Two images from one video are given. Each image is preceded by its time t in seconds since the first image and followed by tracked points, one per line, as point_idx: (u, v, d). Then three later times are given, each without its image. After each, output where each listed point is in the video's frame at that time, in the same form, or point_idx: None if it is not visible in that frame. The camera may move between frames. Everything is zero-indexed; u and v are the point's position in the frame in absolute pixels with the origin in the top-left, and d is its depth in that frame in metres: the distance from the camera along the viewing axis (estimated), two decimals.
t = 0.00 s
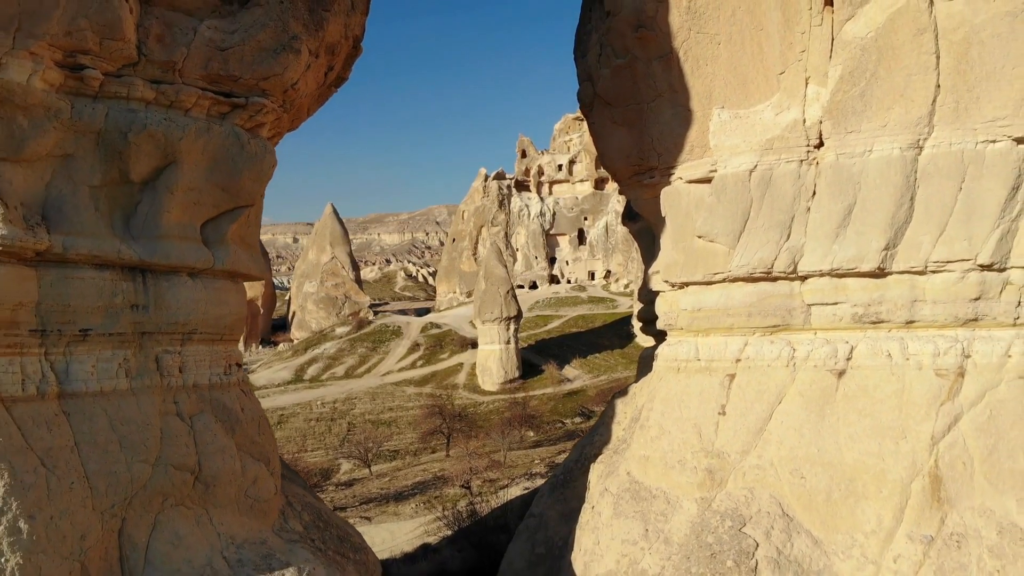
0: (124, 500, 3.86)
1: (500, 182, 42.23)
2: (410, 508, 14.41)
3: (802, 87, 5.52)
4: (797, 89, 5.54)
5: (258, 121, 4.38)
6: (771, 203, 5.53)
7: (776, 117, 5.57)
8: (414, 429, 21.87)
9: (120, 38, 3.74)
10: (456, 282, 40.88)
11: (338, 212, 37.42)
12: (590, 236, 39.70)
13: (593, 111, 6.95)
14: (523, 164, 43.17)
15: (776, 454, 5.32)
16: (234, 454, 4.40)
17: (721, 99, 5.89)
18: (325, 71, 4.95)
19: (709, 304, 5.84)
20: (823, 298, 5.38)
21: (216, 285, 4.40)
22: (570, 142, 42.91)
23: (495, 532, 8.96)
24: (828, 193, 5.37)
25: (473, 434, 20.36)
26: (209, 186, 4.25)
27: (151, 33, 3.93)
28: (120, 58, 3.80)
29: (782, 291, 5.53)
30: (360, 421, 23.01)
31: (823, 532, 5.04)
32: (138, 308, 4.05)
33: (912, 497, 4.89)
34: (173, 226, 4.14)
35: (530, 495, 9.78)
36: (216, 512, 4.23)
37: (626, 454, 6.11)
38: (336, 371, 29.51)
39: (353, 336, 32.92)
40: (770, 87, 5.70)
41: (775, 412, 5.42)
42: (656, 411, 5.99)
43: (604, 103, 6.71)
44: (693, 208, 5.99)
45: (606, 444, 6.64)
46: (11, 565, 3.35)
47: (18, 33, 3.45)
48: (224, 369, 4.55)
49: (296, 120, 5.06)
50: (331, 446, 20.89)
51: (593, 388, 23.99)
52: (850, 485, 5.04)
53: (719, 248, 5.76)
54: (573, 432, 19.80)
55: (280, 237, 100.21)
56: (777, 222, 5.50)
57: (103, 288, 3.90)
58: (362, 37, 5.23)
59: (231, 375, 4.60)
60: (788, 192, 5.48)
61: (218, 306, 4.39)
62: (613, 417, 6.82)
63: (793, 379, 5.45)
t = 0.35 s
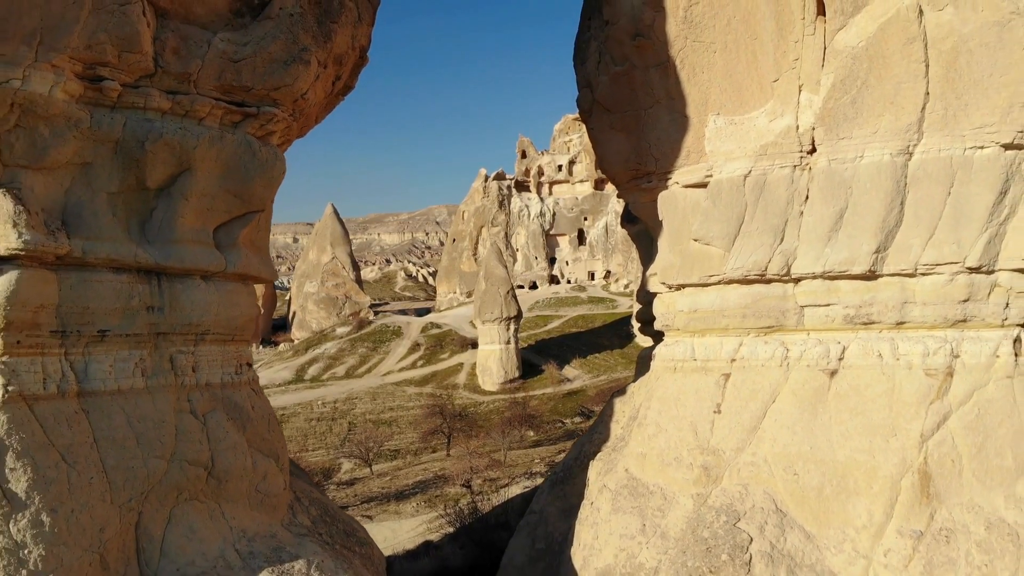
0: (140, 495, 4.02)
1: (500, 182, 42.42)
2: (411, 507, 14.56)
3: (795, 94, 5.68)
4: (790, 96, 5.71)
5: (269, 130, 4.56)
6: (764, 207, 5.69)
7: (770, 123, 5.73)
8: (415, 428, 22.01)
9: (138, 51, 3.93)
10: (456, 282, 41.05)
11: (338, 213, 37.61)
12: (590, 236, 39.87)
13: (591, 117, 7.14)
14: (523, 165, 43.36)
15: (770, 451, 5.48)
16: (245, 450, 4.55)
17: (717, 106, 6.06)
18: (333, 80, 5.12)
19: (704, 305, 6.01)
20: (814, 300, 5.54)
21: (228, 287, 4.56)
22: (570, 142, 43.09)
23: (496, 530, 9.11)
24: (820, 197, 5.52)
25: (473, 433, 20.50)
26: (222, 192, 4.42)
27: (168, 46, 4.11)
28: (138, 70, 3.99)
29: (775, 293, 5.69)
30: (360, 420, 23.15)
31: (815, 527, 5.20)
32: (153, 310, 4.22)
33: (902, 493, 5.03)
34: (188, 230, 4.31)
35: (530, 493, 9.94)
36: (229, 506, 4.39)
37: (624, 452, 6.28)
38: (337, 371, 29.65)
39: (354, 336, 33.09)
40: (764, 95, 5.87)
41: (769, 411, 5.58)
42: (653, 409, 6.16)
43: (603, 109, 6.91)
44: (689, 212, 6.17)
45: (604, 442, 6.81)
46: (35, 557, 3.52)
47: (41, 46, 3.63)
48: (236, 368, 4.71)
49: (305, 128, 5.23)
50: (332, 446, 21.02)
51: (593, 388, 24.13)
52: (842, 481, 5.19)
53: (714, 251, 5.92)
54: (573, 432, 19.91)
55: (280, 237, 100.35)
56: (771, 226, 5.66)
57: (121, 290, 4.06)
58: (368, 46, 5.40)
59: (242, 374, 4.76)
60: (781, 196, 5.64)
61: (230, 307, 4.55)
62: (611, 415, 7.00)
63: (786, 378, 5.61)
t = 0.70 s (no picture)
0: (157, 489, 4.18)
1: (500, 182, 42.61)
2: (413, 506, 14.72)
3: (788, 101, 5.85)
4: (783, 103, 5.88)
5: (280, 139, 4.76)
6: (758, 211, 5.86)
7: (763, 130, 5.91)
8: (415, 428, 22.18)
9: (155, 64, 4.12)
10: (456, 282, 41.23)
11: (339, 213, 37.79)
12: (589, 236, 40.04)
13: (590, 123, 7.31)
14: (523, 166, 43.57)
15: (763, 448, 5.65)
16: (256, 447, 4.73)
17: (712, 113, 6.25)
18: (341, 90, 5.34)
19: (700, 306, 6.19)
20: (806, 301, 5.71)
21: (240, 290, 4.74)
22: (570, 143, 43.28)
23: (497, 526, 9.28)
24: (813, 202, 5.69)
25: (473, 433, 20.65)
26: (235, 199, 4.62)
27: (184, 59, 4.30)
28: (155, 82, 4.18)
29: (769, 295, 5.85)
30: (361, 420, 23.31)
31: (807, 521, 5.36)
32: (169, 311, 4.40)
33: (892, 489, 5.18)
34: (202, 235, 4.50)
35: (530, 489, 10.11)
36: (240, 500, 4.56)
37: (622, 449, 6.46)
38: (337, 371, 29.80)
39: (354, 336, 33.25)
40: (758, 102, 6.05)
41: (763, 409, 5.76)
42: (650, 407, 6.34)
43: (601, 115, 7.09)
44: (685, 216, 6.35)
45: (602, 440, 6.98)
46: (58, 548, 3.65)
47: (64, 60, 3.81)
48: (247, 368, 4.89)
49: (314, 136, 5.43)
50: (333, 445, 21.17)
51: (593, 388, 24.29)
52: (833, 477, 5.36)
53: (709, 254, 6.10)
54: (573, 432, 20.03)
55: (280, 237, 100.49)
56: (764, 229, 5.83)
57: (138, 293, 4.23)
58: (373, 56, 5.58)
59: (253, 373, 4.94)
60: (774, 200, 5.81)
61: (242, 309, 4.74)
62: (609, 414, 7.17)
63: (780, 377, 5.78)
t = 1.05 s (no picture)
0: (171, 483, 4.34)
1: (501, 183, 42.79)
2: (413, 504, 14.88)
3: (781, 107, 6.02)
4: (776, 109, 6.05)
5: (289, 145, 4.95)
6: (752, 214, 6.03)
7: (758, 135, 6.06)
8: (415, 427, 22.33)
9: (170, 73, 4.29)
10: (457, 282, 41.39)
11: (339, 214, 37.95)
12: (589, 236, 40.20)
13: (588, 128, 7.48)
14: (523, 167, 43.87)
15: (757, 444, 5.81)
16: (266, 442, 4.90)
17: (708, 118, 6.41)
18: (348, 97, 5.52)
19: (696, 307, 6.35)
20: (799, 301, 5.86)
21: (250, 290, 4.92)
22: (570, 143, 43.46)
23: (498, 523, 9.42)
24: (805, 205, 5.85)
25: (473, 433, 20.79)
26: (246, 203, 4.81)
27: (198, 68, 4.48)
28: (170, 91, 4.36)
29: (763, 295, 6.01)
30: (361, 420, 23.46)
31: (800, 515, 5.51)
32: (182, 311, 4.57)
33: (883, 484, 5.32)
34: (213, 238, 4.68)
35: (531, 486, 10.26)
36: (251, 494, 4.72)
37: (621, 446, 6.63)
38: (338, 370, 29.95)
39: (355, 336, 33.41)
40: (752, 108, 6.23)
41: (757, 407, 5.91)
42: (648, 406, 6.51)
43: (599, 120, 7.26)
44: (681, 219, 6.53)
45: (600, 437, 7.15)
46: (77, 539, 3.78)
47: (83, 70, 3.97)
48: (256, 366, 5.07)
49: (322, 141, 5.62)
50: (334, 444, 21.31)
51: (593, 388, 24.43)
52: (825, 472, 5.51)
53: (705, 256, 6.27)
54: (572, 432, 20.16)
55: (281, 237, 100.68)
56: (758, 232, 5.99)
57: (153, 293, 4.40)
58: (378, 63, 5.76)
59: (262, 371, 5.11)
60: (768, 203, 5.97)
61: (251, 308, 4.91)
62: (607, 412, 7.33)
63: (773, 376, 5.94)
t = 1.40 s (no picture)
0: (185, 476, 4.51)
1: (501, 183, 43.00)
2: (414, 503, 15.04)
3: (774, 112, 6.20)
4: (769, 115, 6.23)
5: (298, 151, 5.15)
6: (746, 216, 6.20)
7: (752, 139, 6.23)
8: (416, 427, 22.49)
9: (186, 82, 4.46)
10: (457, 282, 41.57)
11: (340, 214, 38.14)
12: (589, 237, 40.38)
13: (587, 132, 7.67)
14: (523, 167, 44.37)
15: (751, 440, 5.98)
16: (276, 437, 5.08)
17: (704, 123, 6.59)
18: (354, 103, 5.72)
19: (692, 306, 6.54)
20: (792, 301, 6.03)
21: (260, 290, 5.11)
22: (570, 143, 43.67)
23: (499, 519, 9.59)
24: (797, 207, 6.02)
25: (473, 432, 20.94)
26: (258, 207, 5.00)
27: (211, 77, 4.67)
28: (185, 99, 4.54)
29: (757, 295, 6.18)
30: (362, 419, 23.63)
31: (792, 509, 5.68)
32: (195, 310, 4.75)
33: (873, 479, 5.48)
34: (225, 240, 4.87)
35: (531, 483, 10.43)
36: (261, 487, 4.90)
37: (618, 442, 6.81)
38: (339, 370, 30.11)
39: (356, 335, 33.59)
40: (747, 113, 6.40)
41: (751, 404, 6.09)
42: (645, 403, 6.69)
43: (598, 124, 7.44)
44: (677, 221, 6.71)
45: (599, 434, 7.32)
46: (97, 529, 3.94)
47: (101, 79, 4.14)
48: (266, 363, 5.26)
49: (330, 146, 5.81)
50: (335, 443, 21.47)
51: (592, 387, 24.61)
52: (817, 467, 5.67)
53: (700, 257, 6.45)
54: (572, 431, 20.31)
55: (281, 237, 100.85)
56: (752, 234, 6.17)
57: (168, 293, 4.58)
58: (383, 70, 5.94)
59: (271, 368, 5.30)
60: (762, 206, 6.15)
61: (261, 308, 5.10)
62: (605, 409, 7.51)
63: (767, 373, 6.11)
